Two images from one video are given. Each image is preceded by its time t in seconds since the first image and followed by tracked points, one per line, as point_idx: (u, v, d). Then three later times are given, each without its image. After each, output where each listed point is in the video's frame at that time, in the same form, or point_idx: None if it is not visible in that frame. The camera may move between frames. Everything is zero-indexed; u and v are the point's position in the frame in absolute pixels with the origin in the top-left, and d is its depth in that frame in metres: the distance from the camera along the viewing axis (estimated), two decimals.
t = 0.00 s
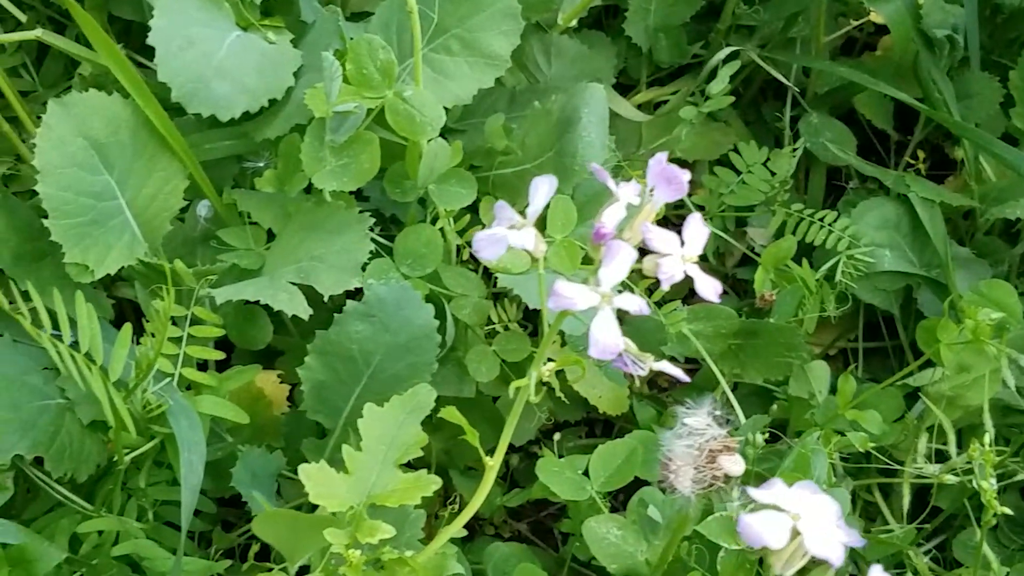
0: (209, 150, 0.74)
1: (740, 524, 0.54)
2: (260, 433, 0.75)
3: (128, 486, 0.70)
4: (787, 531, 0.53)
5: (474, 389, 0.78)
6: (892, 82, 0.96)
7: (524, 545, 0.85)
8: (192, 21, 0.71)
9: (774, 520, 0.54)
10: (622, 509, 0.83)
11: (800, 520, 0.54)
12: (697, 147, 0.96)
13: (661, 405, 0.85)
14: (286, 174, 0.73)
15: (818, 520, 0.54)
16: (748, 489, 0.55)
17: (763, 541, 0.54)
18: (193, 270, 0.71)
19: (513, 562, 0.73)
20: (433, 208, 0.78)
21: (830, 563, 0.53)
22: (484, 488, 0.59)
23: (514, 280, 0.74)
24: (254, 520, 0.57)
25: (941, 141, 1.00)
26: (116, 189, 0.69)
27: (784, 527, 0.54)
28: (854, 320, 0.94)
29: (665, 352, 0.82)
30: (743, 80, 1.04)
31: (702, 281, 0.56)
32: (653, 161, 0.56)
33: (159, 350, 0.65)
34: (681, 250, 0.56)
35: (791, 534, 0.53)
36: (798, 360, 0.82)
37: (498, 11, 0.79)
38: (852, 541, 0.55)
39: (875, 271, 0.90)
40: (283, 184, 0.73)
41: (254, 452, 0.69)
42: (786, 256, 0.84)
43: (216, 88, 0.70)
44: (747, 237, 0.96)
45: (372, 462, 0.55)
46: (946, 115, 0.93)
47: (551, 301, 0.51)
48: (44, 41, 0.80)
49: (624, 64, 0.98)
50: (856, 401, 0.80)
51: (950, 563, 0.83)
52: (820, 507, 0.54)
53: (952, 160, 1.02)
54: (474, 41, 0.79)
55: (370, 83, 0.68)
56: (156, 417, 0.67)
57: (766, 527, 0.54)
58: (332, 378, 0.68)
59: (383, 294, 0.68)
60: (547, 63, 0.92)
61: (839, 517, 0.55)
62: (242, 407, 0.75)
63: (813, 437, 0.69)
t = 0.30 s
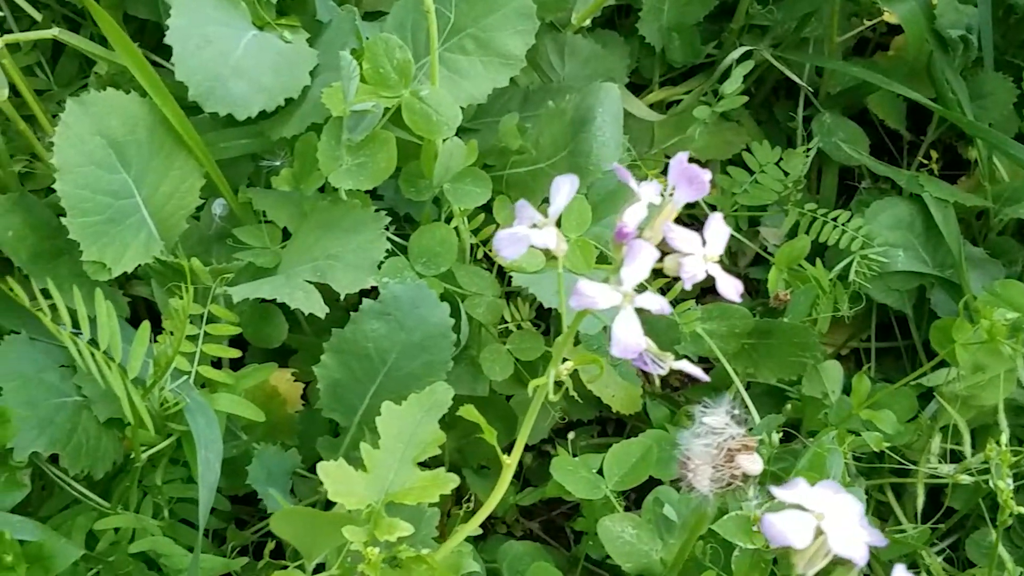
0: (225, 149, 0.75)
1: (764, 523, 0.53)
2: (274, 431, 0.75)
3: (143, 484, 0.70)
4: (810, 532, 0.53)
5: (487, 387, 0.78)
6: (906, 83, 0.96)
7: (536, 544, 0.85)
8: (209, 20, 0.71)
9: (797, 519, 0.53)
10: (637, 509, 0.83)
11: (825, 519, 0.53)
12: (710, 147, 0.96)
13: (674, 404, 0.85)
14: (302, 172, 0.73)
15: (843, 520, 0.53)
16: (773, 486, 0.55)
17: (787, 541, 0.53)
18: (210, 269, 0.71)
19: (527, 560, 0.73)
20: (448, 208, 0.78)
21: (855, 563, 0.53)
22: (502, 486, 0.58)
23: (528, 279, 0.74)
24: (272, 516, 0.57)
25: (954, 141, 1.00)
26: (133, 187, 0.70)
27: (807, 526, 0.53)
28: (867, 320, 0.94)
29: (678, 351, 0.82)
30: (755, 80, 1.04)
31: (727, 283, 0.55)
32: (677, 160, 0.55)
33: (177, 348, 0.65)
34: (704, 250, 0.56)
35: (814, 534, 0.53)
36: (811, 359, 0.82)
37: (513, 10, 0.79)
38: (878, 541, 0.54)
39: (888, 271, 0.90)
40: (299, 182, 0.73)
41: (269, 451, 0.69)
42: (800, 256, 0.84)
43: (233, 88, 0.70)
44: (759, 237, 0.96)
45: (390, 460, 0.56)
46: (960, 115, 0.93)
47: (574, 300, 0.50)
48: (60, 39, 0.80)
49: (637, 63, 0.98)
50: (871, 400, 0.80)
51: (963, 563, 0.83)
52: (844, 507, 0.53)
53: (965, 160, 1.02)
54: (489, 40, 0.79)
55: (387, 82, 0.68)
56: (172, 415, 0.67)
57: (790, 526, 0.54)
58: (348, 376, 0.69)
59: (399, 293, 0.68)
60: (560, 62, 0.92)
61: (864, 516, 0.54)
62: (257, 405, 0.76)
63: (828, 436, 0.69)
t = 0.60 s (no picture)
0: (245, 151, 0.75)
1: (792, 530, 0.53)
2: (291, 433, 0.76)
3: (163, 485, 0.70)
4: (840, 538, 0.53)
5: (504, 390, 0.78)
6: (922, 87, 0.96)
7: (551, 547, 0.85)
8: (230, 23, 0.72)
9: (826, 526, 0.53)
10: (654, 511, 0.83)
11: (853, 526, 0.53)
12: (726, 150, 0.96)
13: (690, 408, 0.86)
14: (322, 176, 0.73)
15: (871, 526, 0.53)
16: (799, 492, 0.55)
17: (817, 547, 0.53)
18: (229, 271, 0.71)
19: (543, 563, 0.73)
20: (466, 211, 0.78)
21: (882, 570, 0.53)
22: (522, 489, 0.59)
23: (546, 283, 0.74)
24: (293, 518, 0.57)
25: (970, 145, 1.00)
26: (154, 190, 0.70)
27: (836, 533, 0.53)
28: (882, 324, 0.94)
29: (694, 355, 0.83)
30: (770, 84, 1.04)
31: (751, 289, 0.55)
32: (702, 166, 0.55)
33: (199, 350, 0.65)
34: (728, 256, 0.56)
35: (843, 541, 0.53)
36: (830, 365, 0.82)
37: (532, 14, 0.79)
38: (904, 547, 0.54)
39: (904, 276, 0.90)
40: (319, 185, 0.73)
41: (288, 453, 0.69)
42: (817, 260, 0.85)
43: (254, 91, 0.71)
44: (775, 241, 0.96)
45: (411, 463, 0.56)
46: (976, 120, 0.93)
47: (599, 305, 0.50)
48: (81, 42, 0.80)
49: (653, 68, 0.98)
50: (888, 405, 0.80)
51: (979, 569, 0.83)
52: (871, 513, 0.53)
53: (981, 165, 1.02)
54: (508, 44, 0.79)
55: (408, 86, 0.69)
56: (193, 416, 0.67)
57: (818, 533, 0.54)
58: (367, 379, 0.69)
59: (418, 296, 0.69)
60: (577, 66, 0.92)
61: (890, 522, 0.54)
62: (275, 407, 0.76)
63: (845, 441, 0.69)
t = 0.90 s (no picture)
0: (260, 155, 0.75)
1: (818, 539, 0.53)
2: (305, 436, 0.75)
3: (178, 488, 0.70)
4: (866, 548, 0.53)
5: (518, 394, 0.78)
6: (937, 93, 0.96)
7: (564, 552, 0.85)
8: (248, 27, 0.72)
9: (852, 536, 0.53)
10: (670, 516, 0.83)
11: (879, 536, 0.53)
12: (740, 155, 0.96)
13: (704, 413, 0.85)
14: (339, 180, 0.74)
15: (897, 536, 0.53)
16: (825, 503, 0.54)
17: (842, 557, 0.53)
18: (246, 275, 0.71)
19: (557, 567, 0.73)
20: (481, 215, 0.78)
21: None
22: (540, 496, 0.59)
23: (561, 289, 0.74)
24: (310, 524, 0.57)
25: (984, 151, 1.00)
26: (171, 194, 0.70)
27: (862, 543, 0.53)
28: (895, 330, 0.94)
29: (709, 360, 0.83)
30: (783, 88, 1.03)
31: (774, 297, 0.55)
32: (725, 174, 0.55)
33: (217, 353, 0.65)
34: (751, 264, 0.56)
35: (870, 552, 0.53)
36: (843, 371, 0.82)
37: (548, 19, 0.79)
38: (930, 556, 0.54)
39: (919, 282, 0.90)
40: (335, 190, 0.74)
41: (302, 456, 0.69)
42: (831, 266, 0.84)
43: (271, 95, 0.71)
44: (788, 246, 0.96)
45: (429, 468, 0.56)
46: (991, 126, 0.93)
47: (623, 312, 0.51)
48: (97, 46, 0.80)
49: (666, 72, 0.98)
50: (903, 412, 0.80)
51: None
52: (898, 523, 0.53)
53: (994, 170, 1.02)
54: (524, 49, 0.79)
55: (425, 91, 0.69)
56: (209, 420, 0.68)
57: (844, 542, 0.54)
58: (383, 383, 0.69)
59: (435, 301, 0.69)
60: (592, 70, 0.92)
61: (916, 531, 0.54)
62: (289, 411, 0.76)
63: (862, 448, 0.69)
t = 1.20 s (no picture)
0: (278, 158, 0.75)
1: (849, 548, 0.53)
2: (321, 439, 0.75)
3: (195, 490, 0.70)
4: (897, 558, 0.53)
5: (534, 399, 0.78)
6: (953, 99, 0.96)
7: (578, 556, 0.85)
8: (267, 30, 0.72)
9: (883, 545, 0.53)
10: (686, 521, 0.84)
11: (910, 545, 0.53)
12: (757, 160, 0.96)
13: (719, 418, 0.85)
14: (358, 184, 0.73)
15: (926, 545, 0.53)
16: (856, 512, 0.54)
17: (873, 567, 0.53)
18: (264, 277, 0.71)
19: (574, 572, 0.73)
20: (498, 219, 0.79)
21: None
22: (559, 501, 0.59)
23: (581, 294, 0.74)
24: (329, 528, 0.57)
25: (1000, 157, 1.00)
26: (190, 196, 0.70)
27: (893, 552, 0.53)
28: (911, 336, 0.93)
29: (725, 365, 0.83)
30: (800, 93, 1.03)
31: (800, 303, 0.55)
32: (751, 181, 0.55)
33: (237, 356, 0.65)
34: (777, 270, 0.56)
35: (901, 562, 0.52)
36: (861, 377, 0.82)
37: (566, 23, 0.79)
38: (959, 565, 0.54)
39: (936, 288, 0.90)
40: (354, 193, 0.74)
41: (320, 459, 0.69)
42: (848, 272, 0.84)
43: (291, 98, 0.71)
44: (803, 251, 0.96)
45: (450, 473, 0.56)
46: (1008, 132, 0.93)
47: (648, 318, 0.50)
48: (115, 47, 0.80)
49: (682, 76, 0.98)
50: (921, 419, 0.79)
51: None
52: (927, 532, 0.53)
53: (1010, 176, 1.01)
54: (542, 53, 0.79)
55: (444, 94, 0.69)
56: (228, 422, 0.68)
57: (874, 551, 0.53)
58: (401, 387, 0.69)
59: (454, 305, 0.69)
60: (609, 74, 0.92)
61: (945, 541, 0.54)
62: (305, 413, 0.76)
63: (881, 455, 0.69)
